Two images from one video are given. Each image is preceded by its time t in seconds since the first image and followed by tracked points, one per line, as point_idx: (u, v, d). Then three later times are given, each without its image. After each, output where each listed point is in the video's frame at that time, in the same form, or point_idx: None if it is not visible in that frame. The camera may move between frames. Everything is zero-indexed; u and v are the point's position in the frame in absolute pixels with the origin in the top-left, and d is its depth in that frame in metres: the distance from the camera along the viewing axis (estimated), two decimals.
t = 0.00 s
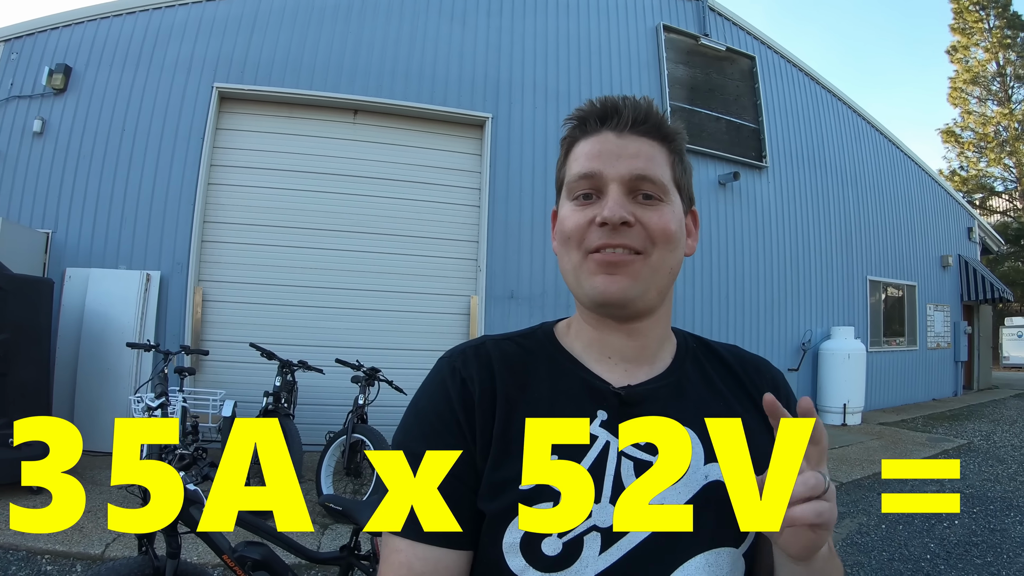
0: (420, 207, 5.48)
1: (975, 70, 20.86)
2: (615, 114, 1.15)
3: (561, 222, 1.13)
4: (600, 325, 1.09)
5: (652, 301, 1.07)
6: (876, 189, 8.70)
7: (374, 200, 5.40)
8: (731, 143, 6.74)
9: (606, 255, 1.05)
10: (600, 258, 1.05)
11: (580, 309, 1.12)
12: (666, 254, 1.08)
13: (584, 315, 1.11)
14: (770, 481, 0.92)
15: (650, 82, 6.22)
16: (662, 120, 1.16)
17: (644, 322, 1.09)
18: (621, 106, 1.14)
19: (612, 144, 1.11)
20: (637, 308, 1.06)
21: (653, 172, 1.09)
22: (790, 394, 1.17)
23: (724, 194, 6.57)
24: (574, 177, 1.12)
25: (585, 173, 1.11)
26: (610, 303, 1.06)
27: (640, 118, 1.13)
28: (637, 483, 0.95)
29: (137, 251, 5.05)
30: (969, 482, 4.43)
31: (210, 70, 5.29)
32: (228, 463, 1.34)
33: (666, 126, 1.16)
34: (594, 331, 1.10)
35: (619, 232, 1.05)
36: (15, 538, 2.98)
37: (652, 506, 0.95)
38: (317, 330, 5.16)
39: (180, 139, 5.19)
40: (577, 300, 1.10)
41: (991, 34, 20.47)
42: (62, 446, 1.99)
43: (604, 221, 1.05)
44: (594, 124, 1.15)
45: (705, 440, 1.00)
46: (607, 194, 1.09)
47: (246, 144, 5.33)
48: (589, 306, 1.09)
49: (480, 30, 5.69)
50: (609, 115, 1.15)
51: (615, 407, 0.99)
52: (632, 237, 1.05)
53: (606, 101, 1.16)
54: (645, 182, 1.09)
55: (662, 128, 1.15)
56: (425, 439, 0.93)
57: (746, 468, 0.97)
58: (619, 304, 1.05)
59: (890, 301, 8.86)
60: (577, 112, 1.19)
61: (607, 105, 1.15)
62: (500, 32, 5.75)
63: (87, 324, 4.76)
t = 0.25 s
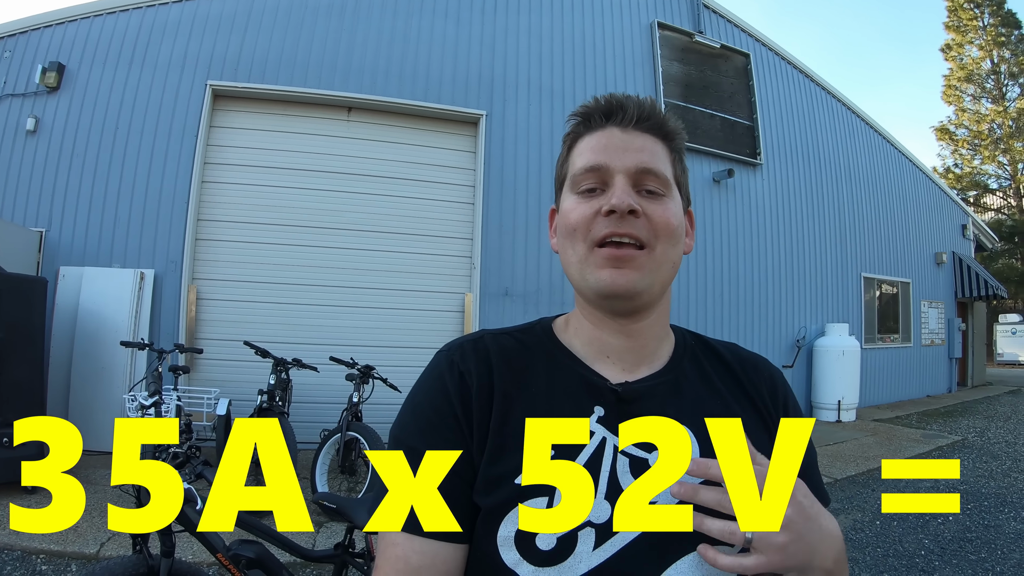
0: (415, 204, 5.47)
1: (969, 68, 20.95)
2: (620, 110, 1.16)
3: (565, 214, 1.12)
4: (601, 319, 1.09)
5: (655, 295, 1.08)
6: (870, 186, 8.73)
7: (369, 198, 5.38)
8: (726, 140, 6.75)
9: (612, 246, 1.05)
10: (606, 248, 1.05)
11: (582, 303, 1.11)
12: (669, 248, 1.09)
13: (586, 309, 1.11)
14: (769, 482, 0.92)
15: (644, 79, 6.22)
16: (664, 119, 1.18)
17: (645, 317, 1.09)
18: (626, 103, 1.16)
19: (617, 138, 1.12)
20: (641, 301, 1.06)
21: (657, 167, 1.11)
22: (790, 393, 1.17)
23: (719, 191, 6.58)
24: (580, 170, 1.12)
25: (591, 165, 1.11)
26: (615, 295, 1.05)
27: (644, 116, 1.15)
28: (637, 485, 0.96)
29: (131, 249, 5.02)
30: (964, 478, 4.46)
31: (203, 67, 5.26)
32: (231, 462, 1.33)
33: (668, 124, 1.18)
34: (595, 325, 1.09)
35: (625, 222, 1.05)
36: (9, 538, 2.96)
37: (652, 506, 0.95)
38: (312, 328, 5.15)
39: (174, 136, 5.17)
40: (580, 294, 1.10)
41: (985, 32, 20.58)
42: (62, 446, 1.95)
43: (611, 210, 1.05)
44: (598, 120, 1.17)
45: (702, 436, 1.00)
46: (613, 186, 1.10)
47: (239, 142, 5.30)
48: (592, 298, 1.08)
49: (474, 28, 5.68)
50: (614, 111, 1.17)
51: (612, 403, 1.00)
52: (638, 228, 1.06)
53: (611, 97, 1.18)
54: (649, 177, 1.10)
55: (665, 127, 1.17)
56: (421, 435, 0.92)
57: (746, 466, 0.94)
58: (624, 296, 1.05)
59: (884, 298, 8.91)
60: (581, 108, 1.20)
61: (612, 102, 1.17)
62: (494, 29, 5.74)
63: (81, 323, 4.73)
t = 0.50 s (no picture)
0: (406, 202, 5.45)
1: (960, 66, 21.09)
2: (619, 112, 1.16)
3: (564, 215, 1.11)
4: (600, 320, 1.09)
5: (654, 295, 1.08)
6: (861, 183, 8.79)
7: (361, 196, 5.36)
8: (718, 138, 6.77)
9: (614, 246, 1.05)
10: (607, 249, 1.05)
11: (581, 304, 1.11)
12: (667, 249, 1.09)
13: (585, 310, 1.11)
14: (769, 482, 0.96)
15: (637, 77, 6.23)
16: (663, 120, 1.18)
17: (644, 318, 1.09)
18: (625, 105, 1.16)
19: (616, 140, 1.12)
20: (640, 301, 1.06)
21: (655, 168, 1.11)
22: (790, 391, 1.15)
23: (711, 189, 6.61)
24: (579, 171, 1.12)
25: (591, 166, 1.11)
26: (614, 295, 1.05)
27: (642, 117, 1.15)
28: (635, 485, 0.95)
29: (122, 249, 4.98)
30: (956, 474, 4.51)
31: (194, 65, 5.22)
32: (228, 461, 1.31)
33: (666, 126, 1.19)
34: (594, 324, 1.09)
35: (626, 223, 1.05)
36: None
37: (652, 505, 0.94)
38: (304, 327, 5.13)
39: (164, 135, 5.12)
40: (580, 294, 1.09)
41: (976, 30, 20.72)
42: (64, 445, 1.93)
43: (612, 211, 1.05)
44: (597, 121, 1.17)
45: (700, 433, 0.98)
46: (613, 187, 1.10)
47: (229, 140, 5.26)
48: (591, 298, 1.08)
49: (466, 26, 5.66)
50: (612, 113, 1.17)
51: (609, 400, 0.99)
52: (638, 229, 1.06)
53: (610, 99, 1.18)
54: (648, 177, 1.10)
55: (663, 129, 1.18)
56: (419, 433, 0.92)
57: (745, 464, 0.97)
58: (624, 296, 1.04)
59: (876, 294, 8.97)
60: (580, 110, 1.20)
61: (611, 103, 1.17)
62: (486, 26, 5.72)
63: (71, 323, 4.69)
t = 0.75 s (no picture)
0: (395, 200, 5.42)
1: (951, 64, 21.24)
2: (610, 109, 1.17)
3: (562, 215, 1.12)
4: (601, 317, 1.09)
5: (654, 290, 1.07)
6: (853, 181, 8.84)
7: (353, 194, 5.34)
8: (710, 136, 6.79)
9: (611, 241, 1.05)
10: (604, 245, 1.05)
11: (582, 302, 1.11)
12: (666, 242, 1.08)
13: (586, 308, 1.11)
14: (770, 484, 0.96)
15: (629, 75, 6.23)
16: (654, 115, 1.18)
17: (645, 314, 1.09)
18: (616, 102, 1.16)
19: (609, 136, 1.13)
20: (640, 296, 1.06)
21: (649, 162, 1.11)
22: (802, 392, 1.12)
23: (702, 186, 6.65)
24: (574, 169, 1.12)
25: (586, 164, 1.11)
26: (613, 291, 1.05)
27: (634, 113, 1.16)
28: (636, 486, 0.94)
29: (112, 247, 4.93)
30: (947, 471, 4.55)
31: (184, 62, 5.17)
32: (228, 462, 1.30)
33: (659, 121, 1.19)
34: (595, 323, 1.09)
35: (622, 217, 1.05)
36: None
37: (652, 506, 0.93)
38: (296, 326, 5.10)
39: (155, 132, 5.08)
40: (580, 292, 1.09)
41: (967, 29, 20.85)
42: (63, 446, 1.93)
43: (608, 206, 1.05)
44: (589, 120, 1.17)
45: (704, 433, 0.98)
46: (607, 183, 1.10)
47: (220, 138, 5.22)
48: (591, 296, 1.08)
49: (458, 23, 5.64)
50: (604, 111, 1.17)
51: (613, 399, 0.98)
52: (635, 223, 1.05)
53: (600, 98, 1.18)
54: (643, 172, 1.10)
55: (655, 123, 1.18)
56: (421, 435, 0.92)
57: (745, 469, 0.96)
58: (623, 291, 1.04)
59: (867, 292, 9.04)
60: (572, 110, 1.20)
61: (602, 101, 1.17)
62: (478, 24, 5.70)
63: (60, 322, 4.64)
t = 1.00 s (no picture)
0: (382, 197, 5.41)
1: (940, 65, 21.44)
2: (613, 109, 1.16)
3: (565, 213, 1.12)
4: (603, 316, 1.09)
5: (656, 288, 1.07)
6: (842, 181, 8.91)
7: (343, 191, 5.31)
8: (701, 135, 6.82)
9: (614, 240, 1.05)
10: (607, 243, 1.05)
11: (584, 301, 1.11)
12: (668, 241, 1.09)
13: (588, 307, 1.11)
14: (769, 482, 0.95)
15: (620, 73, 6.24)
16: (657, 115, 1.18)
17: (647, 312, 1.09)
18: (619, 101, 1.16)
19: (612, 136, 1.13)
20: (642, 295, 1.06)
21: (651, 162, 1.11)
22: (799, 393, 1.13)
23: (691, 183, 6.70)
24: (577, 168, 1.12)
25: (588, 164, 1.11)
26: (616, 290, 1.05)
27: (637, 113, 1.16)
28: (638, 483, 0.94)
29: (100, 245, 4.88)
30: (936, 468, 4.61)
31: (173, 59, 5.12)
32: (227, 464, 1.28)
33: (661, 120, 1.18)
34: (597, 321, 1.09)
35: (624, 216, 1.05)
36: None
37: (652, 505, 0.93)
38: (286, 324, 5.07)
39: (143, 129, 5.02)
40: (583, 291, 1.09)
41: (956, 30, 21.05)
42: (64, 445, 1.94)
43: (610, 205, 1.05)
44: (593, 119, 1.17)
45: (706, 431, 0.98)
46: (610, 182, 1.10)
47: (208, 135, 5.18)
48: (594, 295, 1.08)
49: (449, 21, 5.63)
50: (607, 110, 1.17)
51: (616, 397, 0.98)
52: (637, 222, 1.06)
53: (603, 97, 1.18)
54: (645, 171, 1.11)
55: (658, 123, 1.18)
56: (425, 431, 0.92)
57: (745, 467, 0.97)
58: (625, 290, 1.05)
59: (856, 290, 9.12)
60: (575, 109, 1.20)
61: (605, 101, 1.17)
62: (470, 21, 5.69)
63: (48, 321, 4.58)
